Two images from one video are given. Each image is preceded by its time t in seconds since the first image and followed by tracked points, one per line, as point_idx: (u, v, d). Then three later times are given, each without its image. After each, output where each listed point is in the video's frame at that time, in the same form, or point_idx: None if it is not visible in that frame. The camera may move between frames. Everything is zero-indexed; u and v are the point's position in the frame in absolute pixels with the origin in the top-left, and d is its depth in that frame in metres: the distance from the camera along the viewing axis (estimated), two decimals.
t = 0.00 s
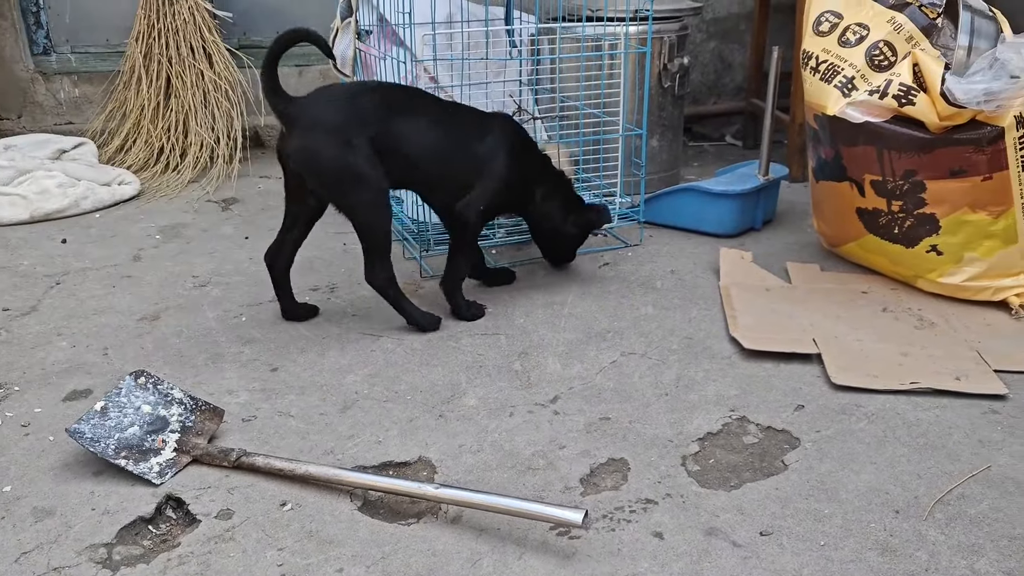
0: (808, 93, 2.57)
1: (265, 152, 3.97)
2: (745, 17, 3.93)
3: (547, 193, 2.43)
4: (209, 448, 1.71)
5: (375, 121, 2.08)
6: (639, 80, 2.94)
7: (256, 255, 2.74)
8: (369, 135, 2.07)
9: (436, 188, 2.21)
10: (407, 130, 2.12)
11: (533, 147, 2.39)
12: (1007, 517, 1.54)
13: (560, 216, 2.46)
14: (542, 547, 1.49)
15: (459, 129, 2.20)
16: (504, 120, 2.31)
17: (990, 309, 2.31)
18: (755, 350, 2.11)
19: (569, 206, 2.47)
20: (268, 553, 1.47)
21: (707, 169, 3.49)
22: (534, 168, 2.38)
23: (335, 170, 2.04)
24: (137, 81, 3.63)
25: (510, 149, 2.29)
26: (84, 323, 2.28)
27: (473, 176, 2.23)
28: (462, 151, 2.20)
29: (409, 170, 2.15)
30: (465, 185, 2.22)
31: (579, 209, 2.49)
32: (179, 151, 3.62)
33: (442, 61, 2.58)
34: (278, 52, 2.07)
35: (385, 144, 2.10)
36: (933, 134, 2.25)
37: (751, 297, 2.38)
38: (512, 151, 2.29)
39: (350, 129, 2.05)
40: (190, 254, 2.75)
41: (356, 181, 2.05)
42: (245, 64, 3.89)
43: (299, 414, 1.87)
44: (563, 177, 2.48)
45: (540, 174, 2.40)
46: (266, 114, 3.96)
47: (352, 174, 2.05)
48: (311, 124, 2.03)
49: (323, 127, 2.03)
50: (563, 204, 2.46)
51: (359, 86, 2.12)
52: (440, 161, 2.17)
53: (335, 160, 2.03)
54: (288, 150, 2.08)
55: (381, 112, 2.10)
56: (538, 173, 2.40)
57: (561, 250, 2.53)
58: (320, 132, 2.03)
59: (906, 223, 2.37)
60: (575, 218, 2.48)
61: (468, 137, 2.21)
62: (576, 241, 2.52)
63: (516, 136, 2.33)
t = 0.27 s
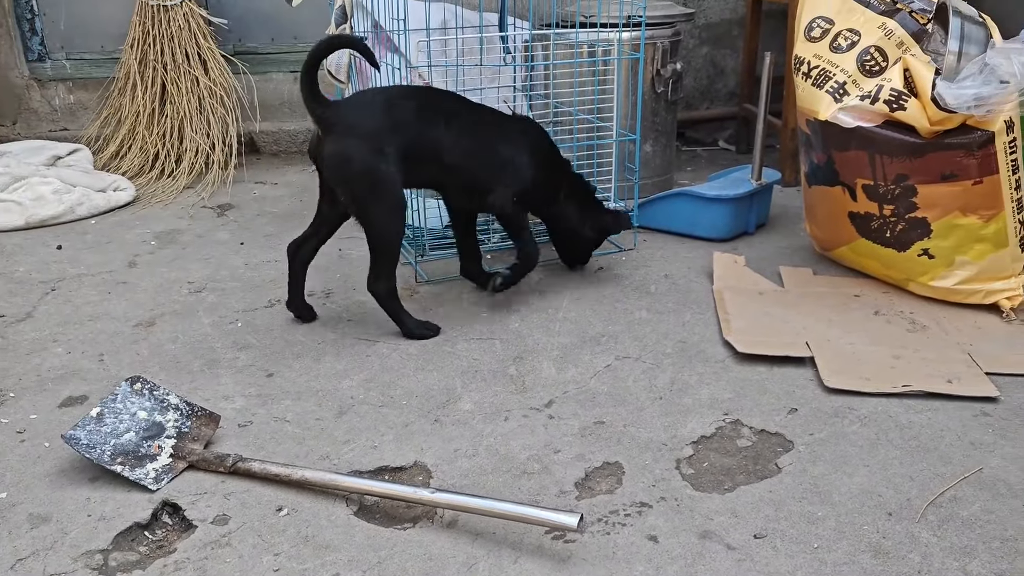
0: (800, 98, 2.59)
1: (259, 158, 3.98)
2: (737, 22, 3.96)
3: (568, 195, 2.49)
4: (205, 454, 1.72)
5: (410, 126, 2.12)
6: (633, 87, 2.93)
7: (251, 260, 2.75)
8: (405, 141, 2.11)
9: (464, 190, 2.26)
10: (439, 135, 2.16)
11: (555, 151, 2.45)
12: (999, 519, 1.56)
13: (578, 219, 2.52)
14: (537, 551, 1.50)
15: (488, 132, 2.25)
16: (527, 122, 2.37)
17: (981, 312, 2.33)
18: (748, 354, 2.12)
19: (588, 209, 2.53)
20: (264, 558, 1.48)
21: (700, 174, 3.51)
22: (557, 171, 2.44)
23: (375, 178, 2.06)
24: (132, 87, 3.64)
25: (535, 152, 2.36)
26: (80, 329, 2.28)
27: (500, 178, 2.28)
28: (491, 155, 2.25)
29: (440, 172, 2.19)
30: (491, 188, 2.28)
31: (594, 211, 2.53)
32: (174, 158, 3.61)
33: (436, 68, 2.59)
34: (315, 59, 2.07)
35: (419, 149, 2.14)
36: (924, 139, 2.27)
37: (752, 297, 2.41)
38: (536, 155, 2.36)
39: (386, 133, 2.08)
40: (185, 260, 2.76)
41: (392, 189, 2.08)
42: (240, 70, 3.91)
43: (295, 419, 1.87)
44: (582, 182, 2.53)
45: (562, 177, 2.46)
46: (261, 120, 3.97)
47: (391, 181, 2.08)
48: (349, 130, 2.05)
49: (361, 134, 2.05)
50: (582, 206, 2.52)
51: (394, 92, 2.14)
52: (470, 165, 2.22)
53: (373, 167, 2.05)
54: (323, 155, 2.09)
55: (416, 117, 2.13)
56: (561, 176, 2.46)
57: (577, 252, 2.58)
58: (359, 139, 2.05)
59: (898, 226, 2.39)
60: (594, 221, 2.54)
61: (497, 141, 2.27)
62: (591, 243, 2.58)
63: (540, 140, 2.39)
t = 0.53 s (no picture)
0: (795, 103, 2.60)
1: (255, 163, 3.98)
2: (731, 28, 3.98)
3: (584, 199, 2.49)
4: (202, 460, 1.71)
5: (431, 128, 2.13)
6: (628, 92, 2.95)
7: (248, 266, 2.75)
8: (425, 142, 2.12)
9: (480, 193, 2.27)
10: (459, 138, 2.17)
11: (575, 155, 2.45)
12: (995, 521, 1.56)
13: (590, 224, 2.52)
14: (536, 555, 1.50)
15: (507, 137, 2.26)
16: (548, 129, 2.38)
17: (976, 315, 2.34)
18: (745, 357, 2.13)
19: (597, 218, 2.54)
20: (262, 564, 1.48)
21: (696, 179, 3.52)
22: (575, 174, 2.45)
23: (395, 180, 2.06)
24: (128, 93, 3.64)
25: (555, 156, 2.36)
26: (76, 335, 2.28)
27: (519, 183, 2.29)
28: (510, 158, 2.26)
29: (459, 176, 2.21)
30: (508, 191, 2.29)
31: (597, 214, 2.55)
32: (170, 164, 3.61)
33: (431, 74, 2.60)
34: (338, 61, 2.08)
35: (438, 153, 2.15)
36: (918, 143, 2.29)
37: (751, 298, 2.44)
38: (556, 159, 2.36)
39: (406, 136, 2.09)
40: (182, 266, 2.76)
41: (409, 191, 2.08)
42: (236, 76, 3.91)
43: (293, 425, 1.87)
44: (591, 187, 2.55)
45: (580, 180, 2.47)
46: (257, 126, 3.97)
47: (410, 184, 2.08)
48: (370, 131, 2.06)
49: (382, 134, 2.06)
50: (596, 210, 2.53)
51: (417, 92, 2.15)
52: (488, 168, 2.23)
53: (392, 169, 2.06)
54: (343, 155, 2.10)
55: (437, 119, 2.14)
56: (579, 184, 2.47)
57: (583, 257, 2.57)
58: (379, 140, 2.06)
59: (893, 230, 2.40)
60: (603, 229, 2.54)
61: (516, 145, 2.28)
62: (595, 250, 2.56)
63: (560, 143, 2.39)
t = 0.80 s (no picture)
0: (789, 108, 2.61)
1: (252, 169, 3.99)
2: (726, 33, 3.99)
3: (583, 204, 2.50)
4: (200, 466, 1.72)
5: (432, 134, 2.13)
6: (623, 97, 2.96)
7: (245, 272, 2.75)
8: (426, 148, 2.12)
9: (478, 198, 2.27)
10: (460, 143, 2.18)
11: (574, 161, 2.46)
12: (990, 525, 1.57)
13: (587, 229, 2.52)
14: (533, 560, 1.51)
15: (507, 143, 2.27)
16: (549, 135, 2.39)
17: (970, 318, 2.35)
18: (741, 362, 2.14)
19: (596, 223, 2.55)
20: (260, 570, 1.48)
21: (691, 184, 3.53)
22: (574, 180, 2.46)
23: (395, 185, 2.06)
24: (124, 100, 3.64)
25: (555, 162, 2.37)
26: (73, 342, 2.28)
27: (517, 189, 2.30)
28: (509, 164, 2.27)
29: (459, 182, 2.21)
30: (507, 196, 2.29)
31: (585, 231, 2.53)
32: (167, 171, 3.61)
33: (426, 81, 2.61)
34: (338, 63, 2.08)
35: (438, 158, 2.15)
36: (912, 147, 2.30)
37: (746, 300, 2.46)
38: (555, 164, 2.37)
39: (406, 142, 2.09)
40: (178, 272, 2.76)
41: (408, 197, 2.08)
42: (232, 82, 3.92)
43: (290, 431, 1.87)
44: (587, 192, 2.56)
45: (579, 186, 2.47)
46: (254, 132, 3.97)
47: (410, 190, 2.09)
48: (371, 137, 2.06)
49: (382, 140, 2.06)
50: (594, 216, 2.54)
51: (418, 97, 2.15)
52: (488, 173, 2.23)
53: (392, 174, 2.06)
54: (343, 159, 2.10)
55: (439, 124, 2.14)
56: (578, 190, 2.48)
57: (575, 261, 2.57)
58: (380, 146, 2.06)
59: (887, 234, 2.41)
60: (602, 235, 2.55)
61: (516, 150, 2.28)
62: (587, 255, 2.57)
63: (560, 149, 2.40)
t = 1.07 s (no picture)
0: (784, 113, 2.62)
1: (248, 176, 4.00)
2: (721, 39, 4.00)
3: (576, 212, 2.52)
4: (195, 473, 1.72)
5: (426, 141, 2.14)
6: (618, 103, 2.98)
7: (241, 279, 2.75)
8: (420, 156, 2.13)
9: (471, 206, 2.28)
10: (454, 151, 2.19)
11: (566, 169, 2.47)
12: (985, 528, 1.58)
13: (581, 237, 2.54)
14: (528, 566, 1.51)
15: (500, 152, 2.28)
16: (541, 144, 2.41)
17: (965, 322, 2.35)
18: (736, 367, 2.14)
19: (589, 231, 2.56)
20: None
21: (687, 189, 3.54)
22: (566, 189, 2.47)
23: (391, 192, 2.07)
24: (121, 107, 3.65)
25: (547, 171, 2.39)
26: (68, 349, 2.28)
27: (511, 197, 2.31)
28: (502, 172, 2.28)
29: (453, 191, 2.22)
30: (500, 204, 2.30)
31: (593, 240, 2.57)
32: (163, 177, 3.61)
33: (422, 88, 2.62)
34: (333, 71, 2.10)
35: (432, 166, 2.15)
36: (906, 152, 2.31)
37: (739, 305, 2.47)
38: (547, 173, 2.39)
39: (400, 149, 2.09)
40: (174, 279, 2.76)
41: (403, 204, 2.09)
42: (229, 89, 3.93)
43: (286, 437, 1.88)
44: (579, 200, 2.58)
45: (571, 194, 2.49)
46: (250, 138, 3.99)
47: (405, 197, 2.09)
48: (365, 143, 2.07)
49: (377, 147, 2.07)
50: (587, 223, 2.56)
51: (412, 106, 2.16)
52: (482, 181, 2.24)
53: (387, 181, 2.06)
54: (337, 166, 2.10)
55: (432, 133, 2.16)
56: (571, 198, 2.49)
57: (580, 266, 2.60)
58: (374, 153, 2.06)
59: (882, 239, 2.42)
60: (594, 243, 2.56)
61: (509, 159, 2.30)
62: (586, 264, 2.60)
63: (552, 158, 2.42)
